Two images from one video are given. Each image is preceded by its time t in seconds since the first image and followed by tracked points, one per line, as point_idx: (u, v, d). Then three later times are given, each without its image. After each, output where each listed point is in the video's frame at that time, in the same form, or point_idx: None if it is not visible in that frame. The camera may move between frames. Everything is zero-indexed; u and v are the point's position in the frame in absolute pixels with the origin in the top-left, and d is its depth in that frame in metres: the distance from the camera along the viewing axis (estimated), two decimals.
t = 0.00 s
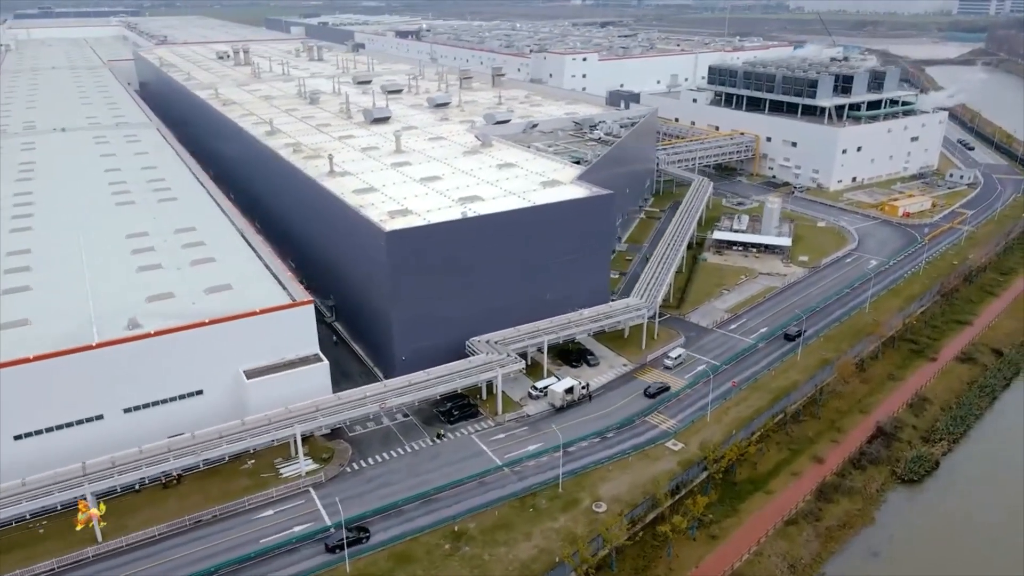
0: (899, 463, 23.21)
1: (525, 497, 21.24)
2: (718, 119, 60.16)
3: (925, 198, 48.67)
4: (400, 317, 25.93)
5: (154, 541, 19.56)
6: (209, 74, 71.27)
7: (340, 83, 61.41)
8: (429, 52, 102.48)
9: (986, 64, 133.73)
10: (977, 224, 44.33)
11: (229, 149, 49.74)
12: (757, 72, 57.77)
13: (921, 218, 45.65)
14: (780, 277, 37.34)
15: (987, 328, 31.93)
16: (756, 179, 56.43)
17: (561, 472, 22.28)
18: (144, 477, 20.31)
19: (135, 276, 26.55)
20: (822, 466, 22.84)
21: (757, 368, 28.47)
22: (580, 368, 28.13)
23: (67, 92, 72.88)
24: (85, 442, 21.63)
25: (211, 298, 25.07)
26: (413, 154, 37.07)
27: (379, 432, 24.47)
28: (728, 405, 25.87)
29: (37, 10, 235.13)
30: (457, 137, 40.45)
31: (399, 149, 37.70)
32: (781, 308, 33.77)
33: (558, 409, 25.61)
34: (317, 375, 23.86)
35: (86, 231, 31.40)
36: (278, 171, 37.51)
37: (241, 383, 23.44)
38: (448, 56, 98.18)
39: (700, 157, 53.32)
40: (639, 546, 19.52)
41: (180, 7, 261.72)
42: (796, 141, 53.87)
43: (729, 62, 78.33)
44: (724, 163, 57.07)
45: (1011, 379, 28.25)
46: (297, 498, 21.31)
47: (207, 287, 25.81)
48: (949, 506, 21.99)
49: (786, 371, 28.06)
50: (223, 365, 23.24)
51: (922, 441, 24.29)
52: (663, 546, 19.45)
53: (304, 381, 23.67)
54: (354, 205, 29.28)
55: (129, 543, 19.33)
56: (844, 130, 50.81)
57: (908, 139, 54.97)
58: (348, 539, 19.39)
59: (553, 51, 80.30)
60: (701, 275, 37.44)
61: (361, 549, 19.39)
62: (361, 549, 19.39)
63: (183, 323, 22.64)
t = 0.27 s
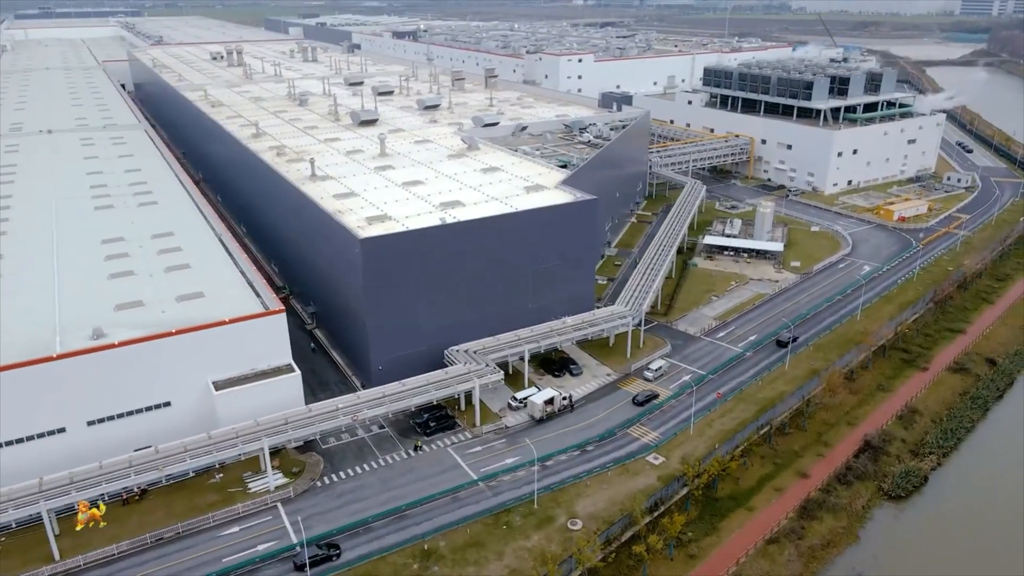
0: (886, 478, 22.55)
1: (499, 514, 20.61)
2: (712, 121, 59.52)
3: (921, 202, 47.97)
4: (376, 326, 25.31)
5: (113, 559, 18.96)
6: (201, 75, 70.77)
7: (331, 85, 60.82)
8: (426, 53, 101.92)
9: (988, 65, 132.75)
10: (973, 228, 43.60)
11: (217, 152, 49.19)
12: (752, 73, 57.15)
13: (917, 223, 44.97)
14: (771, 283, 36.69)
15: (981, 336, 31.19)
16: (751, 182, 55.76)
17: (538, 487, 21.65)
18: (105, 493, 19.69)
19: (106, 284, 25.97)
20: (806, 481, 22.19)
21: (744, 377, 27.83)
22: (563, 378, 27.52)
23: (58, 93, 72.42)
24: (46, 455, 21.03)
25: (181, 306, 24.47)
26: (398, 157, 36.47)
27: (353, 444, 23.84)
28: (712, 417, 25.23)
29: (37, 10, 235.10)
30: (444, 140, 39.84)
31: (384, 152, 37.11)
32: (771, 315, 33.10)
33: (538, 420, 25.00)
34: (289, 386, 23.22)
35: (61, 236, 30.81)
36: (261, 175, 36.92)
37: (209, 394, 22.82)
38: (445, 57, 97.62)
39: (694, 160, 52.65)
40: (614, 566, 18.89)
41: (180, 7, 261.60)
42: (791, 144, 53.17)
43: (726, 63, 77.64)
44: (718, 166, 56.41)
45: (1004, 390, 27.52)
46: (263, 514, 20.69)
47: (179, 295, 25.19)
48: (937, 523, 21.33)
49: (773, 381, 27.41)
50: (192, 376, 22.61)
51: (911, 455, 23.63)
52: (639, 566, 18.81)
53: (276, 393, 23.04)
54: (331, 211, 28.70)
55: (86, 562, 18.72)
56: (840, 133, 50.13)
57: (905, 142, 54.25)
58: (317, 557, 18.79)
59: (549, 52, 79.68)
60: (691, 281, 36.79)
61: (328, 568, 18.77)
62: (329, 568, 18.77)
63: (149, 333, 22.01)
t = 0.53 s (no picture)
0: (871, 495, 21.85)
1: (469, 533, 19.92)
2: (707, 123, 58.76)
3: (917, 206, 47.18)
4: (350, 336, 24.62)
5: None
6: (193, 76, 70.14)
7: (321, 86, 60.19)
8: (422, 54, 101.24)
9: (990, 65, 131.65)
10: (970, 233, 42.80)
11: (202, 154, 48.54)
12: (747, 75, 56.40)
13: (912, 228, 44.17)
14: (761, 290, 35.93)
15: (975, 346, 30.42)
16: (745, 185, 54.99)
17: (511, 505, 20.95)
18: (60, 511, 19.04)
19: (73, 292, 25.32)
20: (789, 498, 21.50)
21: (729, 389, 27.11)
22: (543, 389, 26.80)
23: (49, 94, 71.85)
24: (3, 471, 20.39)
25: (147, 316, 23.77)
26: (381, 161, 35.77)
27: (323, 458, 23.14)
28: (694, 431, 24.52)
29: (37, 10, 234.91)
30: (429, 143, 39.15)
31: (367, 155, 36.42)
32: (759, 323, 32.39)
33: (515, 433, 24.31)
34: (256, 399, 22.53)
35: (33, 242, 30.17)
36: (241, 178, 36.25)
37: (174, 406, 22.15)
38: (441, 58, 96.95)
39: (687, 163, 51.91)
40: None
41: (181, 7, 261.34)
42: (785, 147, 52.39)
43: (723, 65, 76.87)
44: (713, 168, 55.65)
45: (996, 403, 26.79)
46: (226, 532, 20.01)
47: (147, 304, 24.52)
48: (924, 543, 20.61)
49: (759, 393, 26.68)
50: (156, 388, 21.94)
51: (898, 471, 22.91)
52: None
53: (243, 406, 22.37)
54: (307, 217, 28.01)
55: None
56: (835, 135, 49.32)
57: (902, 145, 53.43)
58: None
59: (544, 53, 78.99)
60: (679, 288, 36.05)
61: None
62: None
63: (111, 344, 21.35)
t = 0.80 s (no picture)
0: (854, 515, 21.09)
1: (435, 554, 19.21)
2: (701, 126, 58.01)
3: (912, 210, 46.38)
4: (319, 348, 23.91)
5: None
6: (183, 77, 69.58)
7: (311, 88, 59.57)
8: (418, 55, 100.67)
9: (992, 66, 130.56)
10: (966, 238, 42.00)
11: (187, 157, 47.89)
12: (741, 76, 55.63)
13: (906, 233, 43.36)
14: (749, 297, 35.15)
15: (967, 356, 29.66)
16: (738, 188, 54.20)
17: (480, 524, 20.23)
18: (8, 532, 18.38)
19: (36, 301, 24.64)
20: (768, 517, 20.75)
21: (712, 401, 26.36)
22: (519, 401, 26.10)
23: (39, 95, 71.35)
24: None
25: (109, 326, 23.07)
26: (362, 165, 35.08)
27: (289, 473, 22.42)
28: (673, 445, 23.76)
29: (37, 10, 235.10)
30: (413, 146, 38.44)
31: (348, 159, 35.74)
32: (746, 332, 31.65)
33: (489, 448, 23.58)
34: (219, 412, 21.83)
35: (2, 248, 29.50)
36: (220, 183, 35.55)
37: (134, 421, 21.46)
38: (436, 59, 96.36)
39: (679, 165, 51.14)
40: None
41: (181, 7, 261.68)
42: (779, 150, 51.59)
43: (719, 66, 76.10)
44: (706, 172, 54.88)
45: (987, 417, 26.05)
46: (182, 553, 19.30)
47: (110, 314, 23.82)
48: (907, 565, 19.87)
49: (742, 406, 25.89)
50: (114, 402, 21.22)
51: (884, 489, 22.15)
52: None
53: (205, 419, 21.67)
54: (279, 223, 27.29)
55: None
56: (829, 138, 48.50)
57: (898, 148, 52.59)
58: None
59: (538, 54, 78.29)
60: (666, 294, 35.31)
61: None
62: None
63: (67, 356, 20.66)
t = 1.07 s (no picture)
0: (838, 533, 20.43)
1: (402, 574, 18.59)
2: (695, 127, 57.35)
3: (908, 214, 45.65)
4: (291, 357, 23.30)
5: None
6: (176, 78, 69.09)
7: (302, 89, 59.03)
8: (414, 55, 100.13)
9: (996, 66, 129.37)
10: (962, 243, 41.26)
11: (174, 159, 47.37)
12: (736, 78, 54.98)
13: (902, 238, 42.67)
14: (739, 303, 34.49)
15: (960, 366, 28.99)
16: (733, 191, 53.51)
17: (450, 542, 19.61)
18: None
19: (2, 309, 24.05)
20: (750, 535, 20.10)
21: (696, 412, 25.70)
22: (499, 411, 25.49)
23: (31, 96, 70.92)
24: None
25: (74, 335, 22.48)
26: (345, 168, 34.51)
27: (258, 487, 21.80)
28: (654, 458, 23.11)
29: (38, 10, 235.12)
30: (399, 149, 37.85)
31: (331, 162, 35.17)
32: (734, 340, 30.98)
33: (465, 461, 22.94)
34: (184, 425, 21.26)
35: None
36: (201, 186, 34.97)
37: (96, 433, 20.82)
38: (433, 59, 95.80)
39: (672, 168, 50.49)
40: None
41: (182, 7, 261.63)
42: (774, 153, 50.91)
43: (716, 68, 75.39)
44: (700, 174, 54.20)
45: (979, 430, 25.40)
46: (142, 572, 18.66)
47: (77, 322, 23.22)
48: None
49: (727, 417, 25.24)
50: (75, 414, 20.59)
51: (870, 505, 21.49)
52: None
53: (170, 432, 21.04)
54: (254, 229, 26.68)
55: None
56: (824, 141, 47.81)
57: (895, 150, 51.87)
58: None
59: (534, 55, 77.71)
60: (654, 301, 34.66)
61: None
62: None
63: (25, 368, 20.04)
